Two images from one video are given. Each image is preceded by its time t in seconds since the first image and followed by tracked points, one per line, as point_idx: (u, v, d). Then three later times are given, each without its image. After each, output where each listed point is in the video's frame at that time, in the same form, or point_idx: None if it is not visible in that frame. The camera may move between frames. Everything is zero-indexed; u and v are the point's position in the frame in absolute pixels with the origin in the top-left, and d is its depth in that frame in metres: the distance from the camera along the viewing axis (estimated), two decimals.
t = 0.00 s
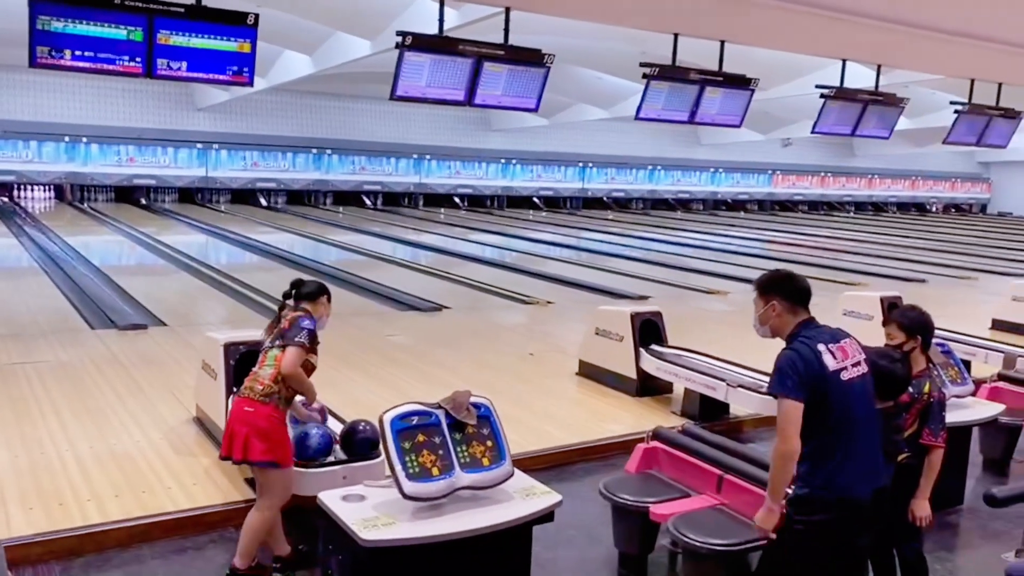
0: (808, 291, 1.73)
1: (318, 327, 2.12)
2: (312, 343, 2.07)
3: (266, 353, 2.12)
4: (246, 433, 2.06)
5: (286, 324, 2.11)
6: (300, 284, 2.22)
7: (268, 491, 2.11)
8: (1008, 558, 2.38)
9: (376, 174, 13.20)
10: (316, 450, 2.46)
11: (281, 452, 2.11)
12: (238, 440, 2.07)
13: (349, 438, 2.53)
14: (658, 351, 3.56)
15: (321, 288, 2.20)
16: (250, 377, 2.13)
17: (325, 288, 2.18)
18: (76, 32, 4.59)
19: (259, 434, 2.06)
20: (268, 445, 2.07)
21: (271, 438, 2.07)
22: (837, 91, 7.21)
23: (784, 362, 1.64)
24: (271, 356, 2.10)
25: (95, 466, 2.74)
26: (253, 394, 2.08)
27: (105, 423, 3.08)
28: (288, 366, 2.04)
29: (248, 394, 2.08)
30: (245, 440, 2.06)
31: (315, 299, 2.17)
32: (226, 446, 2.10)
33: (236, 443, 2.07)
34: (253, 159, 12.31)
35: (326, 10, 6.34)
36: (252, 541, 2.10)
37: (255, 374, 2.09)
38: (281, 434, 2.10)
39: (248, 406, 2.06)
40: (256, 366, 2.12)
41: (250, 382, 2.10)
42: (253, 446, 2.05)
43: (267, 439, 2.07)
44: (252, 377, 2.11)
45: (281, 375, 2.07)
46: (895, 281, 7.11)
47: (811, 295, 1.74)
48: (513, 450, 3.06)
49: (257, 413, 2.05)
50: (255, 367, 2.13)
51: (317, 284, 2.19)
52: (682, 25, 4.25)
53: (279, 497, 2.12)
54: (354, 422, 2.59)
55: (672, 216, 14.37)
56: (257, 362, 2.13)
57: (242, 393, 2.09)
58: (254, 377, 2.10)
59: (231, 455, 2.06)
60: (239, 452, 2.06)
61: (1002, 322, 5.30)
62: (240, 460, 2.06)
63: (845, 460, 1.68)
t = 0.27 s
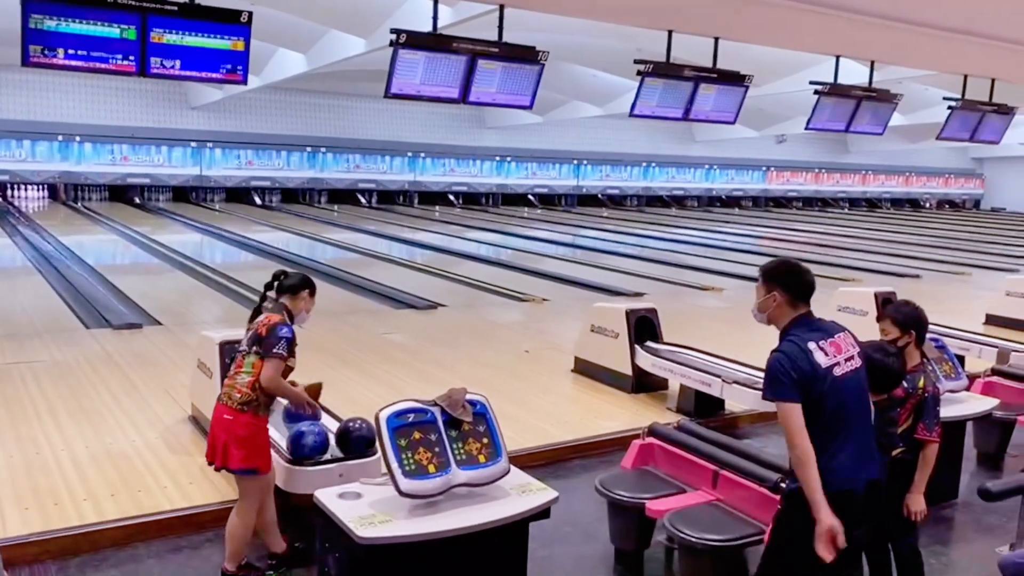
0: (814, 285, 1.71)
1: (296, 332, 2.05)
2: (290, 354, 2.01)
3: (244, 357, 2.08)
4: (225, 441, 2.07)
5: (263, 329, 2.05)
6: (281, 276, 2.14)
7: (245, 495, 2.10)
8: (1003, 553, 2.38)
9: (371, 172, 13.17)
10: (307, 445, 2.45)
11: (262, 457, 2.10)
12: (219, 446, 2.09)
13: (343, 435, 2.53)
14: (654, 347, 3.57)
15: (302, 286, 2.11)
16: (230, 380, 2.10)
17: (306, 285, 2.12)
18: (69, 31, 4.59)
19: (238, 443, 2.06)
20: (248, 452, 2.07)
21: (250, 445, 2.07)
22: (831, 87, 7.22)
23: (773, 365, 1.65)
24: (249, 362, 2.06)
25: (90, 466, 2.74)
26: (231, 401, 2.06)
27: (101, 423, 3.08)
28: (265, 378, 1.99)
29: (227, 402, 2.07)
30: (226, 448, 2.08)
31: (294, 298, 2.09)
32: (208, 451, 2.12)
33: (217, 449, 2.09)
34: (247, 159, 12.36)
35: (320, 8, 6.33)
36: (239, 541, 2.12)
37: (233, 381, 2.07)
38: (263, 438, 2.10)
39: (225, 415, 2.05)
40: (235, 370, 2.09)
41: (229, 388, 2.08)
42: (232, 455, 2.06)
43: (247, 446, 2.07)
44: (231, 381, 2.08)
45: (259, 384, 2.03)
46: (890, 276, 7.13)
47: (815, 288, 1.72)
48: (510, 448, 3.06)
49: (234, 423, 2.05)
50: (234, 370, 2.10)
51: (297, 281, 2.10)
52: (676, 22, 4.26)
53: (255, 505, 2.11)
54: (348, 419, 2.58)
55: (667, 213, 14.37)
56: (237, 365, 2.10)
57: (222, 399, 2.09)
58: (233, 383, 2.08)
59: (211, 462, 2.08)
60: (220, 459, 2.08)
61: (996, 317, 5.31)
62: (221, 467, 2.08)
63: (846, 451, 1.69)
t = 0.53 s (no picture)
0: (840, 275, 1.70)
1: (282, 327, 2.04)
2: (275, 350, 2.01)
3: (233, 356, 2.08)
4: (219, 439, 2.07)
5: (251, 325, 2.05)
6: (270, 271, 2.14)
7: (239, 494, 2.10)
8: (1003, 548, 2.39)
9: (370, 171, 13.17)
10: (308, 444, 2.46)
11: (256, 455, 2.11)
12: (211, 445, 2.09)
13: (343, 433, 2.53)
14: (653, 345, 3.57)
15: (291, 281, 2.10)
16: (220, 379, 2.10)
17: (296, 279, 2.09)
18: (67, 30, 4.58)
19: (233, 441, 2.07)
20: (242, 450, 2.08)
21: (244, 443, 2.07)
22: (830, 84, 7.22)
23: (786, 351, 1.65)
24: (238, 360, 2.06)
25: (90, 465, 2.74)
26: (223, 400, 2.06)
27: (101, 423, 3.08)
28: (252, 376, 1.99)
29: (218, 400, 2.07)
30: (219, 446, 2.08)
31: (282, 294, 2.08)
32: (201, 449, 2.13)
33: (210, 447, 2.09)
34: (247, 158, 12.29)
35: (318, 6, 6.33)
36: (236, 538, 2.11)
37: (224, 379, 2.07)
38: (257, 436, 2.10)
39: (220, 414, 2.05)
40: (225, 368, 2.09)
41: (219, 386, 2.08)
42: (225, 453, 2.06)
43: (242, 443, 2.07)
44: (222, 379, 2.08)
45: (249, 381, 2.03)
46: (889, 273, 7.13)
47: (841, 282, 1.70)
48: (510, 445, 3.07)
49: (229, 421, 2.05)
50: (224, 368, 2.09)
51: (286, 276, 2.09)
52: (674, 19, 4.26)
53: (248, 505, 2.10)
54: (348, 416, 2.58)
55: (667, 211, 14.36)
56: (227, 363, 2.09)
57: (214, 398, 2.08)
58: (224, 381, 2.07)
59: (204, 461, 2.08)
60: (213, 458, 2.08)
61: (996, 314, 5.31)
62: (215, 466, 2.08)
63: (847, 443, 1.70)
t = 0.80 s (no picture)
0: (850, 272, 1.71)
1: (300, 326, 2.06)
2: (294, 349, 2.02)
3: (249, 351, 2.09)
4: (230, 432, 2.07)
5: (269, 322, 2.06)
6: (290, 273, 2.16)
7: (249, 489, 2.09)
8: (1010, 546, 2.38)
9: (373, 170, 13.17)
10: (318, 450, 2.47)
11: (266, 449, 2.11)
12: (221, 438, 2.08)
13: (349, 433, 2.53)
14: (657, 343, 3.57)
15: (311, 285, 2.13)
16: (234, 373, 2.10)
17: (313, 283, 2.11)
18: (71, 32, 4.59)
19: (245, 434, 2.06)
20: (254, 443, 2.07)
21: (255, 436, 2.07)
22: (833, 81, 7.20)
23: (796, 345, 1.66)
24: (253, 355, 2.07)
25: (97, 465, 2.75)
26: (237, 393, 2.07)
27: (106, 422, 3.09)
28: (271, 371, 2.00)
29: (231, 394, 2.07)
30: (231, 439, 2.07)
31: (300, 295, 2.10)
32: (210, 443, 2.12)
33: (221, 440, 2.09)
34: (250, 159, 12.38)
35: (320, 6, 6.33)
36: (243, 537, 2.11)
37: (237, 373, 2.08)
38: (268, 430, 2.10)
39: (232, 407, 2.05)
40: (240, 363, 2.10)
41: (233, 380, 2.08)
42: (238, 446, 2.06)
43: (253, 437, 2.07)
44: (236, 373, 2.09)
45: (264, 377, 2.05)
46: (894, 270, 7.11)
47: (848, 278, 1.71)
48: (514, 444, 3.07)
49: (242, 414, 2.05)
50: (239, 363, 2.10)
51: (306, 279, 2.11)
52: (677, 16, 4.25)
53: (255, 500, 2.12)
54: (354, 416, 2.58)
55: (670, 209, 14.35)
56: (241, 359, 2.10)
57: (227, 391, 2.09)
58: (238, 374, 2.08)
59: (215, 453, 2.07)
60: (224, 451, 2.07)
61: (1001, 311, 5.30)
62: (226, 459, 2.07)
63: (852, 441, 1.70)
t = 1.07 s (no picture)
0: (867, 272, 1.70)
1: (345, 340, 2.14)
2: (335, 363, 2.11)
3: (283, 348, 2.15)
4: (248, 421, 2.11)
5: (313, 328, 2.13)
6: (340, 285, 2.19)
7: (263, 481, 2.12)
8: None
9: (387, 172, 13.19)
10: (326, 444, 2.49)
11: (282, 444, 2.14)
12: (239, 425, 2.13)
13: (366, 434, 2.53)
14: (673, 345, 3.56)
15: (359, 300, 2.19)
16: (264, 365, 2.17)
17: (356, 300, 2.13)
18: (89, 37, 4.62)
19: (262, 425, 2.10)
20: (269, 435, 2.11)
21: (272, 429, 2.11)
22: (848, 80, 7.17)
23: (813, 343, 1.67)
24: (288, 354, 2.13)
25: (117, 466, 2.78)
26: (261, 385, 2.12)
27: (125, 424, 3.12)
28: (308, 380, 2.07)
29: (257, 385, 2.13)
30: (248, 428, 2.11)
31: (344, 307, 2.16)
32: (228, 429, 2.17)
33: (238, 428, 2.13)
34: (266, 161, 12.35)
35: (334, 9, 6.36)
36: (260, 536, 2.11)
37: (267, 366, 2.14)
38: (285, 426, 2.14)
39: (253, 397, 2.10)
40: (271, 358, 2.16)
41: (261, 372, 2.14)
42: (253, 435, 2.10)
43: (270, 430, 2.11)
44: (266, 367, 2.15)
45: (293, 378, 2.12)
46: (911, 270, 7.06)
47: (865, 279, 1.70)
48: (530, 445, 3.07)
49: (261, 405, 2.09)
50: (271, 358, 2.17)
51: (352, 295, 2.14)
52: (691, 17, 4.24)
53: (269, 493, 2.13)
54: (372, 418, 2.59)
55: (685, 209, 14.29)
56: (274, 354, 2.17)
57: (252, 382, 2.14)
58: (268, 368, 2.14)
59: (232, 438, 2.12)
60: (241, 438, 2.12)
61: (1020, 311, 5.25)
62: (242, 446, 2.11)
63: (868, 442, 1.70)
